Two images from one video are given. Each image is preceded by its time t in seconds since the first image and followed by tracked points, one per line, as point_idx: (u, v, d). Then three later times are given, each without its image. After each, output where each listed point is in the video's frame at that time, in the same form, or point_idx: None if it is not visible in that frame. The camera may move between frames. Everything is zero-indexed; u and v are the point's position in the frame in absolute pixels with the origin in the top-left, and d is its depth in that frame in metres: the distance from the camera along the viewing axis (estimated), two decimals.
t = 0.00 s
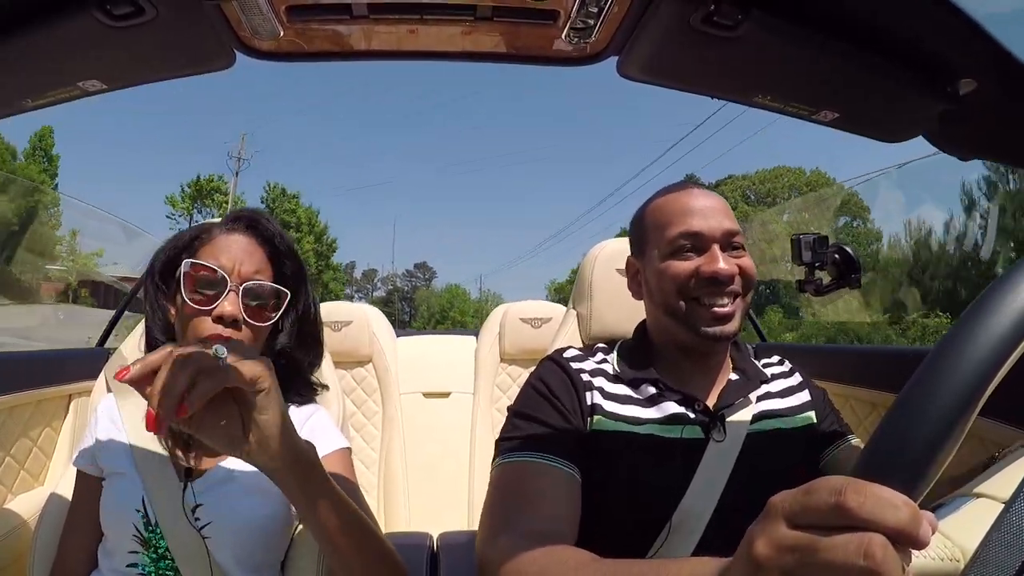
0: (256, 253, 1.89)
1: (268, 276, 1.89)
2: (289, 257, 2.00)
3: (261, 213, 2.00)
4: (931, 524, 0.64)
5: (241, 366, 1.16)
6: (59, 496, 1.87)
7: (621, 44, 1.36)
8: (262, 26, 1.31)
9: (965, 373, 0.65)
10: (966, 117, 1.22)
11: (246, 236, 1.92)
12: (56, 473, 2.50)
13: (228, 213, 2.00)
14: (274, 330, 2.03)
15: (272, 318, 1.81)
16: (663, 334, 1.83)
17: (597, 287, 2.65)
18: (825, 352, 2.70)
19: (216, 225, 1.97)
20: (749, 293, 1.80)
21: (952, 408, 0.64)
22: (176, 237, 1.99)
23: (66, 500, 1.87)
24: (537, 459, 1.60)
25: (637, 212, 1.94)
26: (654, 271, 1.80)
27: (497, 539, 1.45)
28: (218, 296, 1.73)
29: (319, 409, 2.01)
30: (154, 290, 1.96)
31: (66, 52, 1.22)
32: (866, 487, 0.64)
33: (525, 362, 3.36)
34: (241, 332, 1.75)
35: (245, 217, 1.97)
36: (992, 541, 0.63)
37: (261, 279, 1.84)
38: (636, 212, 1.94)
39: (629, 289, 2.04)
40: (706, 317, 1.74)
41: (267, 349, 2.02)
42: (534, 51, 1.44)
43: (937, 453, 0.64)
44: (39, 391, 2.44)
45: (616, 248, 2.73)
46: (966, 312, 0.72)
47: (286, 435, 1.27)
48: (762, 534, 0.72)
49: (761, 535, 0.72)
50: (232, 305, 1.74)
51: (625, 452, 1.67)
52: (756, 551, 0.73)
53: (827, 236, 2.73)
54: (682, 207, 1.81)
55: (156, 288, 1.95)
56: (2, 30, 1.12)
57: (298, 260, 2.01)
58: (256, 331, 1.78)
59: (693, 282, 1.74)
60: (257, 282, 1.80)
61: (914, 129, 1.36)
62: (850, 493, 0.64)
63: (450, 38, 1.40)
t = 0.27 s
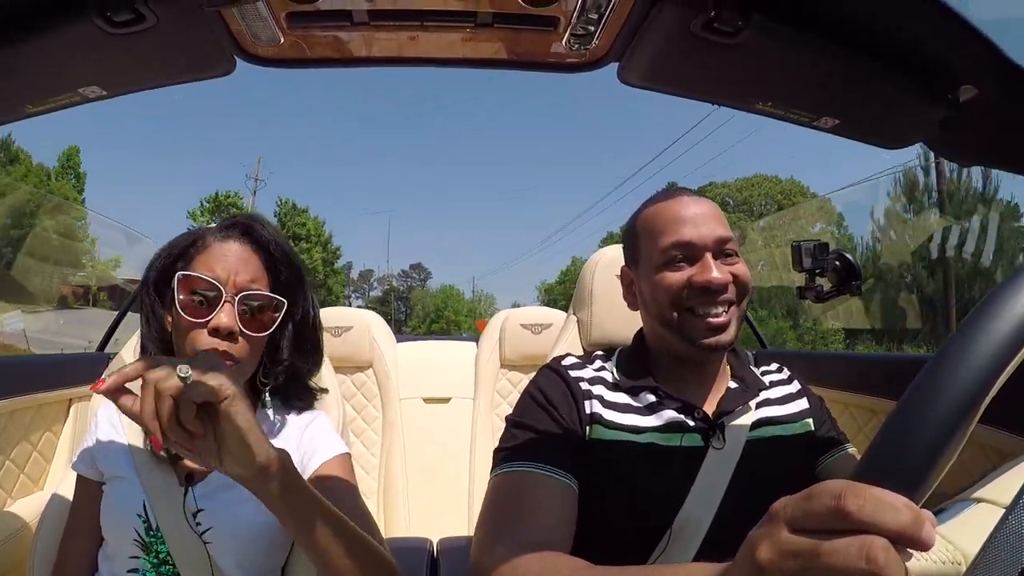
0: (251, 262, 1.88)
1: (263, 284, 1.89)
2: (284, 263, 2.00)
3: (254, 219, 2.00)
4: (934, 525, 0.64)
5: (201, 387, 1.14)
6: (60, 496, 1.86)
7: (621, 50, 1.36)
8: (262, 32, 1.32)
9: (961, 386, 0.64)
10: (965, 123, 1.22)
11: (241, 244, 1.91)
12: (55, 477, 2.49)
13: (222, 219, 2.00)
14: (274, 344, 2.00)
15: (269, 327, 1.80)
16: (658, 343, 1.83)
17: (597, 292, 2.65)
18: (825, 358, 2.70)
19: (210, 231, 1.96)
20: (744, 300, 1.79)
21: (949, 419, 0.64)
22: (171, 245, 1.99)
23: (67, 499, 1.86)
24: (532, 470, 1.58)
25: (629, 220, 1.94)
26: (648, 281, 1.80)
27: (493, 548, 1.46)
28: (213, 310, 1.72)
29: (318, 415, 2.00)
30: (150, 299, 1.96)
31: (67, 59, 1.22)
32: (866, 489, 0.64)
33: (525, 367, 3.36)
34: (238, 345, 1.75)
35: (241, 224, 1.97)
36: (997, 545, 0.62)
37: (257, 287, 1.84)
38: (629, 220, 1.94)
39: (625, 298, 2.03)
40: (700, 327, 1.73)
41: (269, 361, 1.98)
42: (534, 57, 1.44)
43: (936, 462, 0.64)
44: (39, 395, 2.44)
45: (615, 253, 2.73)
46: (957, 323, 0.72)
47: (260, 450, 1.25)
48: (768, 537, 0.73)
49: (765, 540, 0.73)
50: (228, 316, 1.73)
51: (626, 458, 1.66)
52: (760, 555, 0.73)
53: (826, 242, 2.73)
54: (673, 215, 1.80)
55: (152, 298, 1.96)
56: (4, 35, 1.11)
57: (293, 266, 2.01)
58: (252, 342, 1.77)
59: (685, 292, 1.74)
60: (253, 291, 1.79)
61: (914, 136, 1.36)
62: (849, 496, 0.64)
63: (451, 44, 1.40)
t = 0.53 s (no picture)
0: (254, 255, 1.89)
1: (265, 278, 1.90)
2: (289, 258, 1.99)
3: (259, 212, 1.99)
4: (935, 520, 0.64)
5: (179, 496, 1.05)
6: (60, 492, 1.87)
7: (621, 46, 1.36)
8: (262, 28, 1.31)
9: (966, 374, 0.64)
10: (965, 120, 1.22)
11: (244, 237, 1.91)
12: (56, 474, 2.50)
13: (225, 212, 2.00)
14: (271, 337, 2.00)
15: (270, 321, 1.81)
16: (659, 333, 1.83)
17: (597, 288, 2.65)
18: (825, 354, 2.71)
19: (214, 224, 1.96)
20: (746, 291, 1.79)
21: (955, 406, 0.64)
22: (173, 237, 1.99)
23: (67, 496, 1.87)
24: (535, 463, 1.58)
25: (631, 212, 1.94)
26: (650, 272, 1.81)
27: (492, 540, 1.45)
28: (214, 301, 1.75)
29: (317, 409, 2.00)
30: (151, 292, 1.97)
31: (67, 55, 1.22)
32: (868, 485, 0.64)
33: (525, 363, 3.37)
34: (238, 336, 1.75)
35: (243, 216, 1.95)
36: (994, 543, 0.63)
37: (259, 280, 1.85)
38: (631, 213, 1.94)
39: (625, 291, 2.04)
40: (702, 316, 1.73)
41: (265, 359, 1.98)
42: (534, 54, 1.44)
43: (940, 453, 0.64)
44: (39, 391, 2.44)
45: (616, 249, 2.73)
46: (964, 309, 0.72)
47: (245, 527, 1.18)
48: (769, 534, 0.73)
49: (767, 536, 0.73)
50: (229, 307, 1.75)
51: (626, 454, 1.67)
52: (762, 552, 0.73)
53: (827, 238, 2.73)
54: (675, 207, 1.81)
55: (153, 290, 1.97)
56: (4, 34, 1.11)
57: (297, 262, 1.99)
58: (252, 334, 1.78)
59: (687, 281, 1.74)
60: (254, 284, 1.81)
61: (914, 132, 1.36)
62: (851, 491, 0.64)
63: (450, 41, 1.40)
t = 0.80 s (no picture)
0: (259, 254, 1.89)
1: (270, 276, 1.89)
2: (292, 258, 1.98)
3: (264, 212, 1.99)
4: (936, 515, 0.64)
5: (191, 485, 1.04)
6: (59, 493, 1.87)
7: (621, 43, 1.36)
8: (262, 25, 1.31)
9: (962, 377, 0.65)
10: (965, 115, 1.22)
11: (249, 235, 1.91)
12: (56, 470, 2.50)
13: (230, 210, 1.99)
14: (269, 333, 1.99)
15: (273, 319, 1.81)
16: (657, 332, 1.83)
17: (597, 284, 2.65)
18: (825, 351, 2.70)
19: (220, 222, 1.96)
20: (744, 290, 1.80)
21: (952, 410, 0.64)
22: (178, 233, 1.97)
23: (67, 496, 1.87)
24: (532, 461, 1.59)
25: (628, 210, 1.94)
26: (649, 273, 1.81)
27: (489, 539, 1.45)
28: (218, 298, 1.75)
29: (317, 406, 2.01)
30: (155, 287, 1.95)
31: (67, 51, 1.22)
32: (870, 480, 0.64)
33: (525, 360, 3.37)
34: (242, 334, 1.75)
35: (250, 216, 1.95)
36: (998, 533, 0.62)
37: (263, 278, 1.85)
38: (628, 210, 1.94)
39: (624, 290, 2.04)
40: (701, 317, 1.74)
41: (263, 355, 1.97)
42: (533, 50, 1.44)
43: (938, 453, 0.64)
44: (39, 388, 2.44)
45: (616, 246, 2.73)
46: (961, 311, 0.72)
47: (253, 513, 1.18)
48: (769, 529, 0.73)
49: (768, 532, 0.73)
50: (233, 304, 1.75)
51: (625, 450, 1.67)
52: (764, 548, 0.73)
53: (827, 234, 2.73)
54: (673, 206, 1.81)
55: (158, 283, 1.95)
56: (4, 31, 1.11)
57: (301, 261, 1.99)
58: (256, 332, 1.78)
59: (686, 282, 1.74)
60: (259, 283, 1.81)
61: (914, 128, 1.36)
62: (852, 486, 0.64)
63: (450, 37, 1.40)
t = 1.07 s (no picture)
0: (252, 253, 1.89)
1: (263, 275, 1.90)
2: (285, 255, 1.99)
3: (255, 211, 1.98)
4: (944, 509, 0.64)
5: (185, 483, 1.04)
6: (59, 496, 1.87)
7: (622, 44, 1.36)
8: (262, 27, 1.31)
9: (962, 378, 0.64)
10: (966, 116, 1.22)
11: (242, 235, 1.91)
12: (56, 472, 2.50)
13: (222, 211, 1.99)
14: (274, 335, 2.01)
15: (267, 319, 1.81)
16: (656, 335, 1.83)
17: (597, 286, 2.65)
18: (825, 353, 2.70)
19: (213, 224, 1.95)
20: (740, 294, 1.79)
21: (952, 411, 0.64)
22: (173, 237, 1.98)
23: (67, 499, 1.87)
24: (532, 464, 1.59)
25: (624, 212, 1.94)
26: (644, 281, 1.81)
27: (488, 541, 1.45)
28: (212, 297, 1.75)
29: (317, 409, 2.00)
30: (153, 291, 1.95)
31: (68, 53, 1.22)
32: (878, 469, 0.63)
33: (525, 361, 3.37)
34: (236, 333, 1.75)
35: (242, 216, 1.95)
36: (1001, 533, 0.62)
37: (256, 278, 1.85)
38: (625, 213, 1.93)
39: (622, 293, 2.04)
40: (698, 322, 1.73)
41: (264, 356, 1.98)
42: (533, 51, 1.44)
43: (940, 453, 0.64)
44: (39, 389, 2.44)
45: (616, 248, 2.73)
46: (958, 313, 0.72)
47: (247, 513, 1.18)
48: (777, 522, 0.71)
49: (774, 525, 0.71)
50: (226, 304, 1.75)
51: (625, 452, 1.67)
52: (770, 541, 0.72)
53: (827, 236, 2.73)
54: (667, 211, 1.81)
55: (154, 286, 1.95)
56: (5, 32, 1.11)
57: (294, 258, 2.00)
58: (251, 331, 1.78)
59: (682, 288, 1.74)
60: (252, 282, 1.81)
61: (914, 129, 1.36)
62: (861, 474, 0.64)
63: (450, 39, 1.40)
